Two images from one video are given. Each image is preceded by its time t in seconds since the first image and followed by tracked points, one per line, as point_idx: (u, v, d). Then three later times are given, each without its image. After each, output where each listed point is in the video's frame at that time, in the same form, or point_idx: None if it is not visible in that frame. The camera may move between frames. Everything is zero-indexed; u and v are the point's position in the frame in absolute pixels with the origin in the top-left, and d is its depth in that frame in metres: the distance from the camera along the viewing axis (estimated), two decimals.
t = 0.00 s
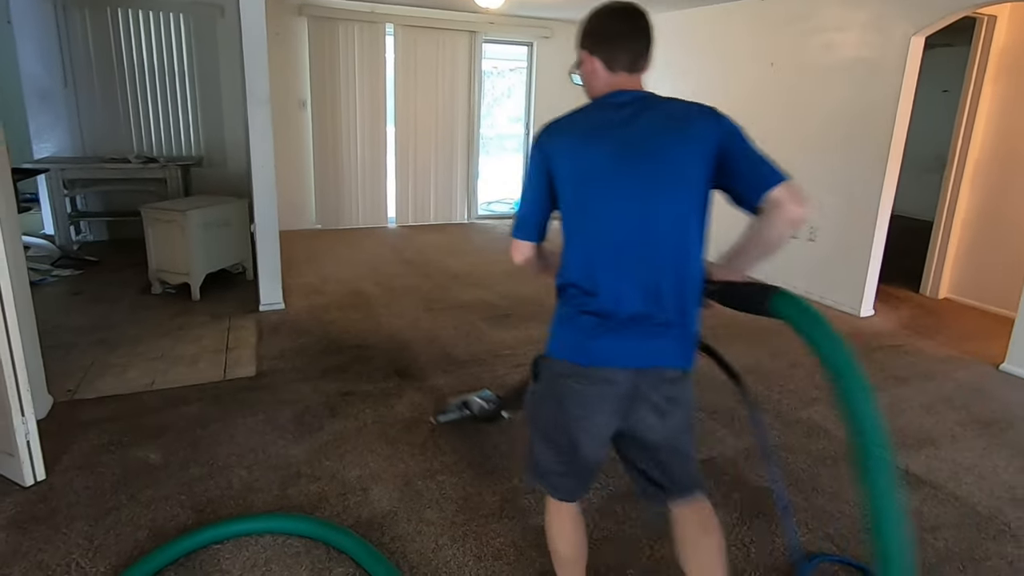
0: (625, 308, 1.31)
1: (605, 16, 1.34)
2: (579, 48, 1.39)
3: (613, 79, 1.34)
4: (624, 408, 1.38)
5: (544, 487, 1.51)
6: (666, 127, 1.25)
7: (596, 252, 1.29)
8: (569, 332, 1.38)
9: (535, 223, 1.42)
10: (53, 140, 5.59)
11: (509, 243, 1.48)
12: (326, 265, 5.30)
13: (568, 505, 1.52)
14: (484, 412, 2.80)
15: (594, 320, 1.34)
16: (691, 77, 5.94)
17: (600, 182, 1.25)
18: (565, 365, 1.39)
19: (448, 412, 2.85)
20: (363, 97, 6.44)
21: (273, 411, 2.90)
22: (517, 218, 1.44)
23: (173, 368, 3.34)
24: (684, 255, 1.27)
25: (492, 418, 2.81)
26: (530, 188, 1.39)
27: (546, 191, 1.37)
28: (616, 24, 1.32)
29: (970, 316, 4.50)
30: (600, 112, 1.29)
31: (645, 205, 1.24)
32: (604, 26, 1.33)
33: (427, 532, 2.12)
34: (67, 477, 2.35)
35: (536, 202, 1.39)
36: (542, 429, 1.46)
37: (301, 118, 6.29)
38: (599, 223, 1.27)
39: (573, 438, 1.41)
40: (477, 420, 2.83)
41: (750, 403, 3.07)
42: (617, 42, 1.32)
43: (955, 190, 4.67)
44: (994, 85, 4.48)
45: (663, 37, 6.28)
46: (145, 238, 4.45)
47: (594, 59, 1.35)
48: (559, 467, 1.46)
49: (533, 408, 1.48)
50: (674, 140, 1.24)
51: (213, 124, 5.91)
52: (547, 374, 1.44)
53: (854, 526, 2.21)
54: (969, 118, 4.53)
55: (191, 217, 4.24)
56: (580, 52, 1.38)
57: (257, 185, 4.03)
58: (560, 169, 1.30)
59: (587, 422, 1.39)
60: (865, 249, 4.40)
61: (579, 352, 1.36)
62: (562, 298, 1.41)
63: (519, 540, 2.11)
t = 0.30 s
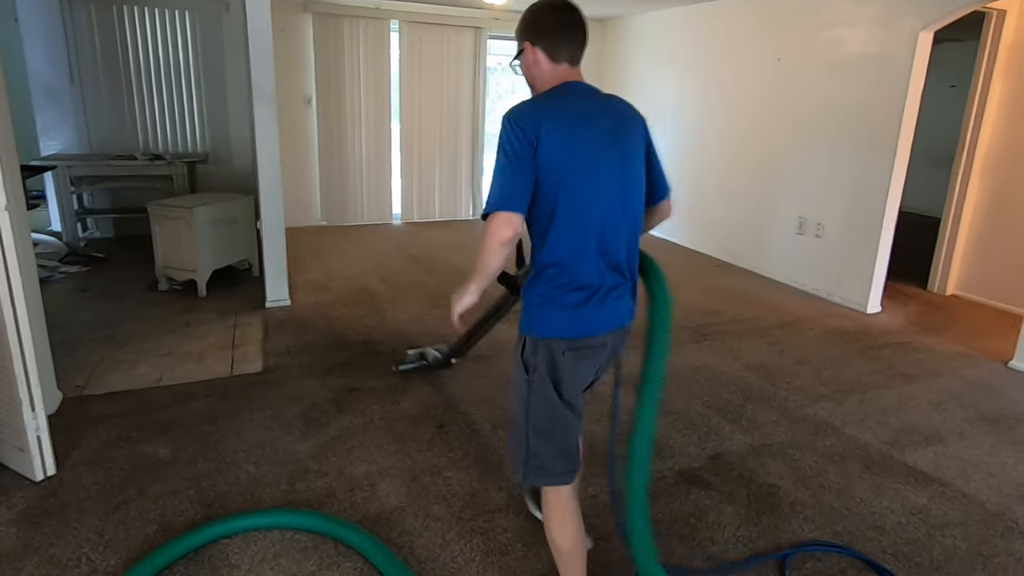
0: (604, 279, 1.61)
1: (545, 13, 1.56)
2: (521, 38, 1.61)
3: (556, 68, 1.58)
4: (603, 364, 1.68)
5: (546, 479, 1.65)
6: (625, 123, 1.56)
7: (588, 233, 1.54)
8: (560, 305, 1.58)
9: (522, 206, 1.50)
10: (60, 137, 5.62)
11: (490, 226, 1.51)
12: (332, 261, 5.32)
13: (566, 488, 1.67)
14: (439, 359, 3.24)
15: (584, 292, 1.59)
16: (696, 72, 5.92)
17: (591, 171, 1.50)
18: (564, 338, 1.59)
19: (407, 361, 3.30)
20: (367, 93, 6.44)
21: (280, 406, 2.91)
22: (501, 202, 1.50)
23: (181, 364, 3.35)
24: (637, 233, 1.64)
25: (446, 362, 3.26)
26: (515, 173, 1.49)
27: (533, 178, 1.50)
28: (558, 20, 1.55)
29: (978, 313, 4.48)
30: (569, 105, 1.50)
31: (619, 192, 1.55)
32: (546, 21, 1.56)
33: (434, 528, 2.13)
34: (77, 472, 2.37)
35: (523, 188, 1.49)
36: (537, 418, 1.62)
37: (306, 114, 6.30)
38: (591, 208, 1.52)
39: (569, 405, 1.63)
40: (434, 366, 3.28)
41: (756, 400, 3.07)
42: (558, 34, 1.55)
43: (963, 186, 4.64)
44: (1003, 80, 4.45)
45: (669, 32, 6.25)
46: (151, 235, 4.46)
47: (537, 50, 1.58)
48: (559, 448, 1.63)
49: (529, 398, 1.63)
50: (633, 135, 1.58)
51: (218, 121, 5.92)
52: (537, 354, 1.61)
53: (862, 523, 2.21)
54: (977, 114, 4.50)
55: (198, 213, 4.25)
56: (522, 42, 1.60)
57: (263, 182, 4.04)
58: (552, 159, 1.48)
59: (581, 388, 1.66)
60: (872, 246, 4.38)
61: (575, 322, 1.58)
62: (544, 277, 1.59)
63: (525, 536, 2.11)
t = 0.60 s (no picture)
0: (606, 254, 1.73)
1: (509, 35, 1.69)
2: (487, 58, 1.72)
3: (520, 83, 1.70)
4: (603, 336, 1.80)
5: (555, 453, 1.67)
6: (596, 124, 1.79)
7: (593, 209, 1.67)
8: (573, 277, 1.66)
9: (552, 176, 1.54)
10: (71, 134, 5.68)
11: (532, 193, 1.48)
12: (341, 257, 5.34)
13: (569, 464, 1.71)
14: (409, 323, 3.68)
15: (592, 263, 1.69)
16: (707, 68, 5.88)
17: (589, 155, 1.64)
18: (577, 306, 1.68)
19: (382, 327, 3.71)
20: (376, 90, 6.44)
21: (291, 402, 2.93)
22: (532, 174, 1.52)
23: (192, 359, 3.37)
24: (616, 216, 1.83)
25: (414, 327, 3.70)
26: (534, 150, 1.55)
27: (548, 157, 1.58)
28: (524, 41, 1.69)
29: (991, 310, 4.44)
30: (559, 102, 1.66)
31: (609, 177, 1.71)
32: (511, 42, 1.68)
33: (445, 523, 2.14)
34: (91, 465, 2.39)
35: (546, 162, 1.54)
36: (549, 392, 1.66)
37: (315, 110, 6.30)
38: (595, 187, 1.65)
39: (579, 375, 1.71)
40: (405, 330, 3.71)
41: (767, 397, 3.06)
42: (523, 54, 1.68)
43: (976, 182, 4.60)
44: (1018, 75, 4.40)
45: (679, 28, 6.21)
46: (162, 230, 4.49)
47: (503, 68, 1.69)
48: (569, 421, 1.67)
49: (542, 373, 1.66)
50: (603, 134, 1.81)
51: (227, 117, 5.94)
52: (554, 328, 1.67)
53: (874, 521, 2.20)
54: (991, 109, 4.45)
55: (209, 209, 4.28)
56: (488, 62, 1.72)
57: (273, 178, 4.06)
58: (558, 143, 1.61)
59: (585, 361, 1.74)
60: (884, 243, 4.35)
61: (586, 291, 1.68)
62: (553, 253, 1.68)
63: (536, 531, 2.11)
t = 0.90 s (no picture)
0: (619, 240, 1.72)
1: (513, 52, 1.67)
2: (489, 74, 1.70)
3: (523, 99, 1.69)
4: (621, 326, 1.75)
5: (559, 442, 1.63)
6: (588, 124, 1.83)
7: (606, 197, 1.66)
8: (591, 263, 1.64)
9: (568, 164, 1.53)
10: (80, 125, 5.71)
11: (549, 183, 1.45)
12: (348, 251, 5.33)
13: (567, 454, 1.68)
14: (403, 308, 3.81)
15: (608, 249, 1.68)
16: (716, 62, 5.84)
17: (594, 146, 1.66)
18: (597, 291, 1.64)
19: (376, 310, 3.87)
20: (384, 83, 6.42)
21: (299, 394, 2.93)
22: (547, 162, 1.50)
23: (201, 352, 3.38)
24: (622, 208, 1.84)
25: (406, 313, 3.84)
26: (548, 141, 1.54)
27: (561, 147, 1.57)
28: (527, 57, 1.67)
29: (1002, 309, 4.41)
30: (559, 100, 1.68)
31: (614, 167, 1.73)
32: (515, 59, 1.67)
33: (453, 517, 2.14)
34: (101, 456, 2.40)
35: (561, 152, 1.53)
36: (560, 378, 1.61)
37: (322, 103, 6.29)
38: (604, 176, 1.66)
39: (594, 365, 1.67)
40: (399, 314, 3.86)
41: (775, 395, 3.05)
42: (526, 70, 1.67)
43: (989, 179, 4.55)
44: None
45: (688, 22, 6.17)
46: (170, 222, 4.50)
47: (506, 84, 1.67)
48: (577, 410, 1.63)
49: (554, 359, 1.61)
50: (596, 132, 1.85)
51: (235, 109, 5.92)
52: (572, 315, 1.62)
53: (884, 520, 2.18)
54: (1005, 105, 4.40)
55: (217, 202, 4.28)
56: (491, 77, 1.70)
57: (281, 171, 4.05)
58: (565, 137, 1.63)
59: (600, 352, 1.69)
60: (894, 240, 4.31)
61: (605, 276, 1.65)
62: (571, 241, 1.65)
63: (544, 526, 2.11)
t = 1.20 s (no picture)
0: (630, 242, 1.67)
1: (550, 10, 1.56)
2: (523, 32, 1.60)
3: (557, 62, 1.60)
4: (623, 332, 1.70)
5: (552, 445, 1.62)
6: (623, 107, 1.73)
7: (622, 195, 1.61)
8: (597, 264, 1.59)
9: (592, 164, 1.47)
10: (96, 122, 5.74)
11: (573, 182, 1.42)
12: (361, 248, 5.32)
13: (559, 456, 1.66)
14: (428, 321, 3.55)
15: (619, 252, 1.64)
16: (733, 59, 5.76)
17: (622, 139, 1.58)
18: (598, 296, 1.60)
19: (401, 321, 3.61)
20: (397, 80, 6.39)
21: (314, 393, 2.91)
22: (570, 161, 1.45)
23: (216, 349, 3.37)
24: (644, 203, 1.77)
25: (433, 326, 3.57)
26: (574, 136, 1.47)
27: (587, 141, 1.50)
28: (565, 18, 1.57)
29: None
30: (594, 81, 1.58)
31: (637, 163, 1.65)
32: (551, 19, 1.56)
33: (470, 521, 2.11)
34: (116, 454, 2.39)
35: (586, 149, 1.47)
36: (555, 380, 1.59)
37: (336, 100, 6.28)
38: (625, 174, 1.60)
39: (594, 368, 1.63)
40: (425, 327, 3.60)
41: (796, 398, 2.99)
42: (562, 32, 1.56)
43: (1015, 178, 4.45)
44: None
45: (704, 18, 6.09)
46: (185, 219, 4.50)
47: (539, 45, 1.58)
48: (573, 413, 1.61)
49: (550, 361, 1.59)
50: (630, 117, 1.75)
51: (249, 106, 5.89)
52: (570, 317, 1.59)
53: (911, 529, 2.13)
54: None
55: (231, 199, 4.28)
56: (524, 35, 1.60)
57: (295, 168, 4.03)
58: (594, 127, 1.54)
59: (600, 357, 1.64)
60: (916, 240, 4.23)
61: (609, 280, 1.60)
62: (583, 240, 1.60)
63: (562, 531, 2.07)
